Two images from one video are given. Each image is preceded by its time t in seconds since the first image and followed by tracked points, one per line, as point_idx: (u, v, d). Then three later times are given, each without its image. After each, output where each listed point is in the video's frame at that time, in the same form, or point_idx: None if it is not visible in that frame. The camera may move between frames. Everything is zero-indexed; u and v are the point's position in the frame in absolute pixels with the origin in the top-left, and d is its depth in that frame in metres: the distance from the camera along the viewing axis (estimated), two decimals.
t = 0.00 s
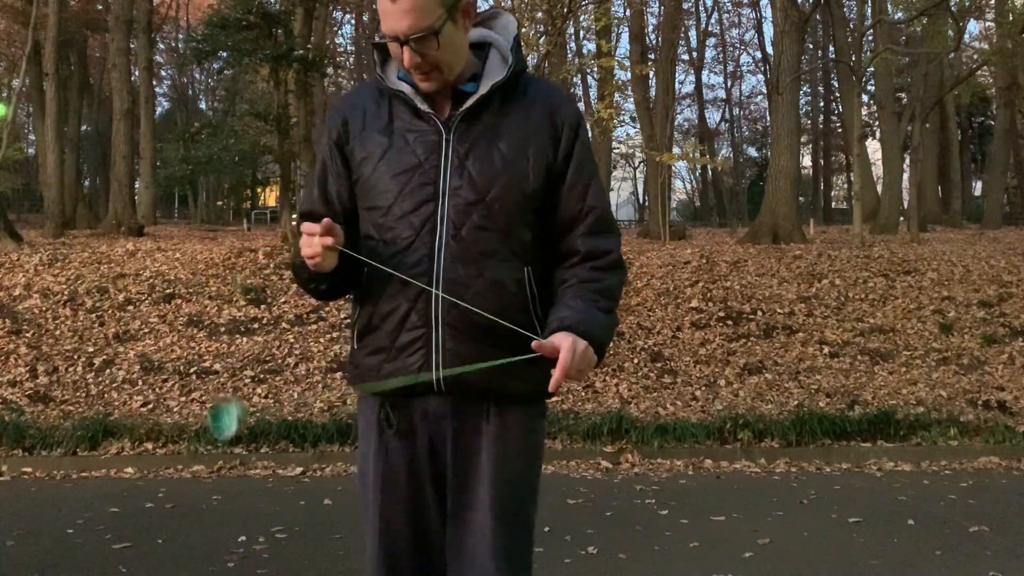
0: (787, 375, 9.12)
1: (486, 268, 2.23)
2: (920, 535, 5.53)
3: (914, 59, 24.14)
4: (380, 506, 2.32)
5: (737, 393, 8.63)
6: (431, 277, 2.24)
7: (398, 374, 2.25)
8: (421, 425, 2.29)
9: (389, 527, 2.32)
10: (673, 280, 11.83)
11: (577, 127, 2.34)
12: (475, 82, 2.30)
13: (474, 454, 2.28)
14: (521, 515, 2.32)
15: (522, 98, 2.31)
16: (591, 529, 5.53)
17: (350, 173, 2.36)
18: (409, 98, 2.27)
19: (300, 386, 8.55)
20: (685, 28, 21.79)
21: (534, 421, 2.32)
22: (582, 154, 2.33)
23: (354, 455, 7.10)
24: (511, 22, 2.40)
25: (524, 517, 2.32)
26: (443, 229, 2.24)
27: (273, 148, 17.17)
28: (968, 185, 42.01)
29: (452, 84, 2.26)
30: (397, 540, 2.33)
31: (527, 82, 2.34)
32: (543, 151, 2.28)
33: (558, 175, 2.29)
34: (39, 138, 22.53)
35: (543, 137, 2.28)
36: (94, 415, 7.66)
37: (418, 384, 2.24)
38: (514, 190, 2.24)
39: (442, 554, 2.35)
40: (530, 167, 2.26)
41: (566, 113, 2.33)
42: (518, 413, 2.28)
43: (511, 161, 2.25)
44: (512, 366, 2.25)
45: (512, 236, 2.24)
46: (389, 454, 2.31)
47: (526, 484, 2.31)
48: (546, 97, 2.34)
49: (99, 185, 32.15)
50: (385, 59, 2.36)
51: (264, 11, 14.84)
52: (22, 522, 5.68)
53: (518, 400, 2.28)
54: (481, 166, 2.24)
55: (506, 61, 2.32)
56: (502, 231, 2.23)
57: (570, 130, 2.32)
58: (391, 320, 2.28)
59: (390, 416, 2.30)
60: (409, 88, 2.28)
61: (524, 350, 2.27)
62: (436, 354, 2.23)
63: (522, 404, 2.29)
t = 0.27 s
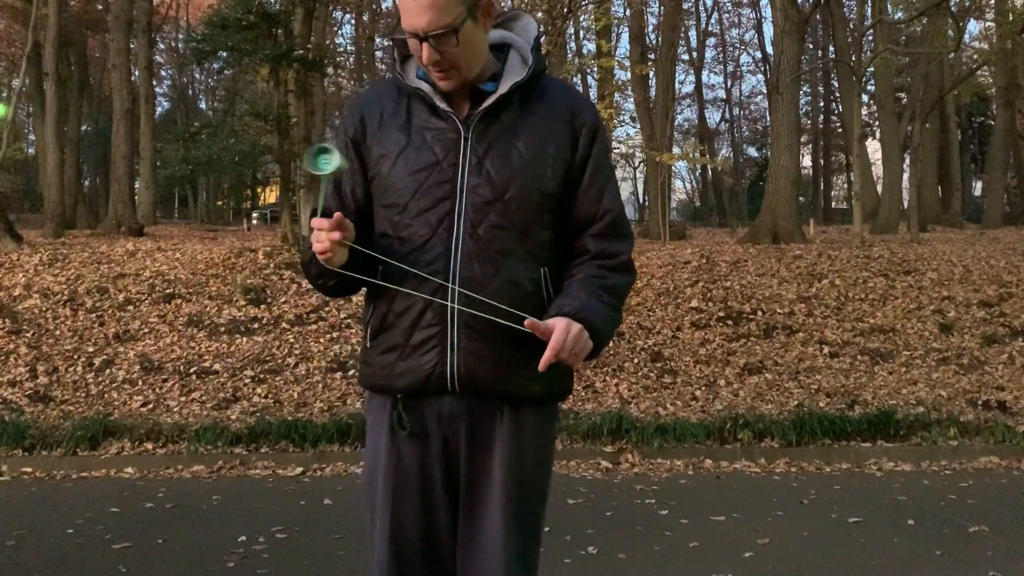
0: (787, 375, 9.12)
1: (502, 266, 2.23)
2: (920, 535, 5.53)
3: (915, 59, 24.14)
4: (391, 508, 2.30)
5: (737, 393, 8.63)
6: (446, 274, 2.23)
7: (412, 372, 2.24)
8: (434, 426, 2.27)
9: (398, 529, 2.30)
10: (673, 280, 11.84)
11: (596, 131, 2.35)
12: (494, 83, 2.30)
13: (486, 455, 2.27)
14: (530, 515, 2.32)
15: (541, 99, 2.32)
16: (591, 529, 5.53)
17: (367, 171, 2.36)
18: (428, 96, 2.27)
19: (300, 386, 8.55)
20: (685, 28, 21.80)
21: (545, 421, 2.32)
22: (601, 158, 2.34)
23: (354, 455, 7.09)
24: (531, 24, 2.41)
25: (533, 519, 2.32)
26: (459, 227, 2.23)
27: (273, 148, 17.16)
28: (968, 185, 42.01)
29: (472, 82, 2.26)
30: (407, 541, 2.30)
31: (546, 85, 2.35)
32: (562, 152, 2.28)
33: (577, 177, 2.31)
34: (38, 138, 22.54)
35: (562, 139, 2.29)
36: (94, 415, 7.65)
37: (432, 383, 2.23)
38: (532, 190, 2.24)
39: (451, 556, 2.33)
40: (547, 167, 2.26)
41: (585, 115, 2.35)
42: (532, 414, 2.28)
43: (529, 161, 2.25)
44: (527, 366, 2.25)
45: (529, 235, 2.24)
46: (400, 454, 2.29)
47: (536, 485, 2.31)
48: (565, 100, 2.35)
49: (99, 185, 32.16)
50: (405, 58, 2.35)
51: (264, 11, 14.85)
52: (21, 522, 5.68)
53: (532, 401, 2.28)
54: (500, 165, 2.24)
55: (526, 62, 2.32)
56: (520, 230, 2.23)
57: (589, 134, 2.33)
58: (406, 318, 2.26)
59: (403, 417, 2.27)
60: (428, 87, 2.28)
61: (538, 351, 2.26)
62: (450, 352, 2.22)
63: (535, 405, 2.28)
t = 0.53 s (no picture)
0: (787, 375, 9.12)
1: (511, 268, 2.22)
2: (920, 535, 5.53)
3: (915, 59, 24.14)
4: (395, 509, 2.30)
5: (737, 393, 8.64)
6: (455, 274, 2.22)
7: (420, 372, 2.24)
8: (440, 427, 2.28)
9: (403, 532, 2.30)
10: (673, 280, 11.84)
11: (608, 131, 2.35)
12: (506, 84, 2.30)
13: (492, 458, 2.28)
14: (535, 519, 2.32)
15: (552, 101, 2.32)
16: (591, 529, 5.53)
17: (377, 172, 2.36)
18: (440, 97, 2.27)
19: (299, 386, 8.55)
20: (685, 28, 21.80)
21: (552, 426, 2.33)
22: (612, 158, 2.34)
23: (354, 454, 7.10)
24: (543, 23, 2.41)
25: (538, 523, 2.33)
26: (468, 227, 2.23)
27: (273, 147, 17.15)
28: (968, 184, 42.00)
29: (485, 83, 2.27)
30: (412, 545, 2.31)
31: (557, 86, 2.35)
32: (572, 153, 2.28)
33: (587, 178, 2.31)
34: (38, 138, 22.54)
35: (572, 140, 2.29)
36: (94, 415, 7.66)
37: (440, 383, 2.23)
38: (543, 191, 2.24)
39: (454, 560, 2.33)
40: (557, 168, 2.26)
41: (596, 116, 2.34)
42: (539, 417, 2.29)
43: (539, 162, 2.25)
44: (536, 368, 2.24)
45: (538, 236, 2.25)
46: (406, 455, 2.30)
47: (540, 489, 2.31)
48: (576, 101, 2.35)
49: (99, 185, 32.15)
50: (417, 58, 2.35)
51: (264, 11, 14.84)
52: (22, 522, 5.68)
53: (540, 404, 2.28)
54: (510, 166, 2.24)
55: (537, 63, 2.32)
56: (529, 231, 2.23)
57: (600, 134, 2.33)
58: (414, 318, 2.26)
59: (409, 418, 2.30)
60: (440, 87, 2.28)
61: (546, 352, 2.26)
62: (457, 353, 2.21)
63: (544, 408, 2.29)
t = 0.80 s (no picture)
0: (787, 375, 9.12)
1: (514, 269, 2.22)
2: (920, 535, 5.53)
3: (915, 59, 24.15)
4: (398, 509, 2.31)
5: (737, 393, 8.64)
6: (456, 276, 2.22)
7: (423, 372, 2.24)
8: (444, 428, 2.28)
9: (406, 530, 2.31)
10: (673, 280, 11.84)
11: (615, 131, 2.32)
12: (510, 85, 2.30)
13: (495, 458, 2.27)
14: (538, 518, 2.32)
15: (557, 100, 2.31)
16: (591, 529, 5.53)
17: (383, 171, 2.38)
18: (445, 96, 2.28)
19: (299, 386, 8.55)
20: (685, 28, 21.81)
21: (556, 425, 2.32)
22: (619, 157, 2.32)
23: (354, 454, 7.10)
24: (548, 21, 2.41)
25: (541, 523, 2.33)
26: (471, 230, 2.23)
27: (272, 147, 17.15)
28: (968, 184, 42.01)
29: (489, 83, 2.27)
30: (414, 544, 2.31)
31: (563, 85, 2.34)
32: (577, 153, 2.27)
33: (592, 178, 2.29)
34: (38, 138, 22.53)
35: (577, 140, 2.27)
36: (94, 415, 7.66)
37: (442, 384, 2.23)
38: (547, 191, 2.24)
39: (457, 558, 2.34)
40: (561, 168, 2.25)
41: (602, 115, 2.32)
42: (543, 417, 2.28)
43: (544, 162, 2.24)
44: (538, 369, 2.23)
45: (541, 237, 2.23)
46: (410, 454, 2.30)
47: (543, 488, 2.31)
48: (582, 100, 2.33)
49: (98, 185, 32.15)
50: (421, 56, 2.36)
51: (264, 11, 14.84)
52: (21, 522, 5.68)
53: (543, 405, 2.27)
54: (514, 167, 2.24)
55: (542, 62, 2.31)
56: (532, 232, 2.23)
57: (607, 133, 2.31)
58: (417, 318, 2.27)
59: (413, 417, 2.29)
60: (445, 87, 2.28)
61: (550, 353, 2.24)
62: (459, 354, 2.21)
63: (547, 409, 2.27)
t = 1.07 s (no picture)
0: (787, 375, 9.12)
1: (513, 270, 2.21)
2: (920, 535, 5.53)
3: (915, 59, 24.15)
4: (398, 509, 2.31)
5: (737, 393, 8.64)
6: (456, 277, 2.22)
7: (422, 371, 2.24)
8: (444, 428, 2.27)
9: (406, 531, 2.31)
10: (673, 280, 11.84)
11: (620, 132, 2.31)
12: (514, 84, 2.30)
13: (494, 458, 2.27)
14: (537, 519, 2.32)
15: (561, 101, 2.30)
16: (591, 529, 5.53)
17: (385, 170, 2.39)
18: (448, 96, 2.29)
19: (300, 386, 8.55)
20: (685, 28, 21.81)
21: (555, 426, 2.31)
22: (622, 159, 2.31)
23: (354, 454, 7.10)
24: (556, 22, 2.41)
25: (540, 523, 2.33)
26: (471, 231, 2.23)
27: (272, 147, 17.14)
28: (968, 184, 41.99)
29: (494, 83, 2.27)
30: (414, 544, 2.31)
31: (568, 86, 2.33)
32: (580, 155, 2.26)
33: (595, 179, 2.28)
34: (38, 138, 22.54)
35: (580, 141, 2.27)
36: (94, 415, 7.66)
37: (441, 384, 2.23)
38: (548, 192, 2.23)
39: (457, 558, 2.34)
40: (563, 169, 2.24)
41: (606, 117, 2.31)
42: (543, 418, 2.28)
43: (546, 164, 2.24)
44: (537, 370, 2.23)
45: (541, 237, 2.23)
46: (410, 455, 2.30)
47: (543, 488, 2.31)
48: (587, 101, 2.33)
49: (99, 185, 32.15)
50: (427, 58, 2.37)
51: (264, 11, 14.84)
52: (21, 521, 5.68)
53: (542, 406, 2.26)
54: (515, 168, 2.23)
55: (547, 62, 2.31)
56: (532, 233, 2.22)
57: (610, 134, 2.30)
58: (416, 317, 2.26)
59: (413, 417, 2.29)
60: (448, 87, 2.30)
61: (550, 355, 2.24)
62: (458, 354, 2.21)
63: (546, 410, 2.27)
